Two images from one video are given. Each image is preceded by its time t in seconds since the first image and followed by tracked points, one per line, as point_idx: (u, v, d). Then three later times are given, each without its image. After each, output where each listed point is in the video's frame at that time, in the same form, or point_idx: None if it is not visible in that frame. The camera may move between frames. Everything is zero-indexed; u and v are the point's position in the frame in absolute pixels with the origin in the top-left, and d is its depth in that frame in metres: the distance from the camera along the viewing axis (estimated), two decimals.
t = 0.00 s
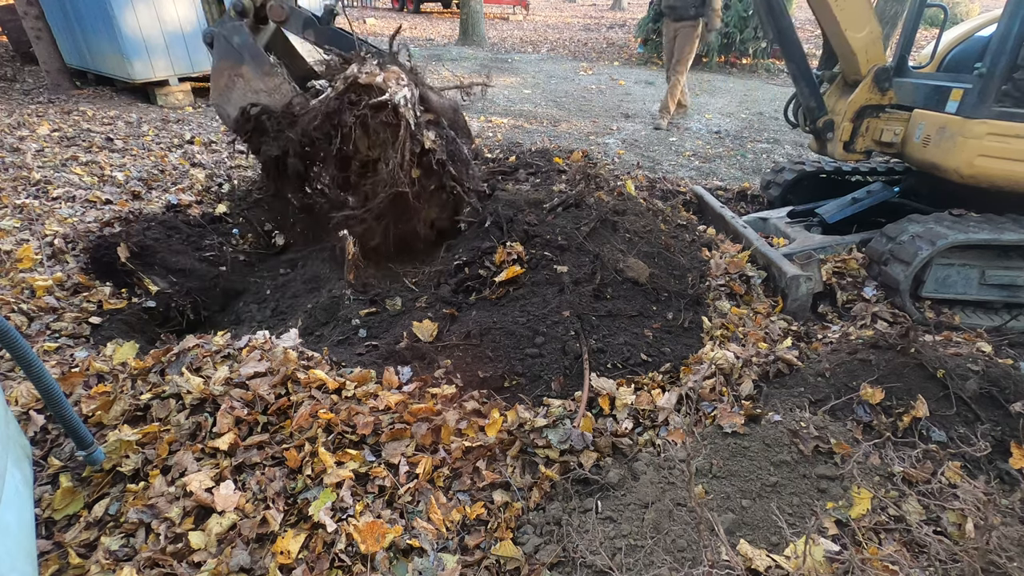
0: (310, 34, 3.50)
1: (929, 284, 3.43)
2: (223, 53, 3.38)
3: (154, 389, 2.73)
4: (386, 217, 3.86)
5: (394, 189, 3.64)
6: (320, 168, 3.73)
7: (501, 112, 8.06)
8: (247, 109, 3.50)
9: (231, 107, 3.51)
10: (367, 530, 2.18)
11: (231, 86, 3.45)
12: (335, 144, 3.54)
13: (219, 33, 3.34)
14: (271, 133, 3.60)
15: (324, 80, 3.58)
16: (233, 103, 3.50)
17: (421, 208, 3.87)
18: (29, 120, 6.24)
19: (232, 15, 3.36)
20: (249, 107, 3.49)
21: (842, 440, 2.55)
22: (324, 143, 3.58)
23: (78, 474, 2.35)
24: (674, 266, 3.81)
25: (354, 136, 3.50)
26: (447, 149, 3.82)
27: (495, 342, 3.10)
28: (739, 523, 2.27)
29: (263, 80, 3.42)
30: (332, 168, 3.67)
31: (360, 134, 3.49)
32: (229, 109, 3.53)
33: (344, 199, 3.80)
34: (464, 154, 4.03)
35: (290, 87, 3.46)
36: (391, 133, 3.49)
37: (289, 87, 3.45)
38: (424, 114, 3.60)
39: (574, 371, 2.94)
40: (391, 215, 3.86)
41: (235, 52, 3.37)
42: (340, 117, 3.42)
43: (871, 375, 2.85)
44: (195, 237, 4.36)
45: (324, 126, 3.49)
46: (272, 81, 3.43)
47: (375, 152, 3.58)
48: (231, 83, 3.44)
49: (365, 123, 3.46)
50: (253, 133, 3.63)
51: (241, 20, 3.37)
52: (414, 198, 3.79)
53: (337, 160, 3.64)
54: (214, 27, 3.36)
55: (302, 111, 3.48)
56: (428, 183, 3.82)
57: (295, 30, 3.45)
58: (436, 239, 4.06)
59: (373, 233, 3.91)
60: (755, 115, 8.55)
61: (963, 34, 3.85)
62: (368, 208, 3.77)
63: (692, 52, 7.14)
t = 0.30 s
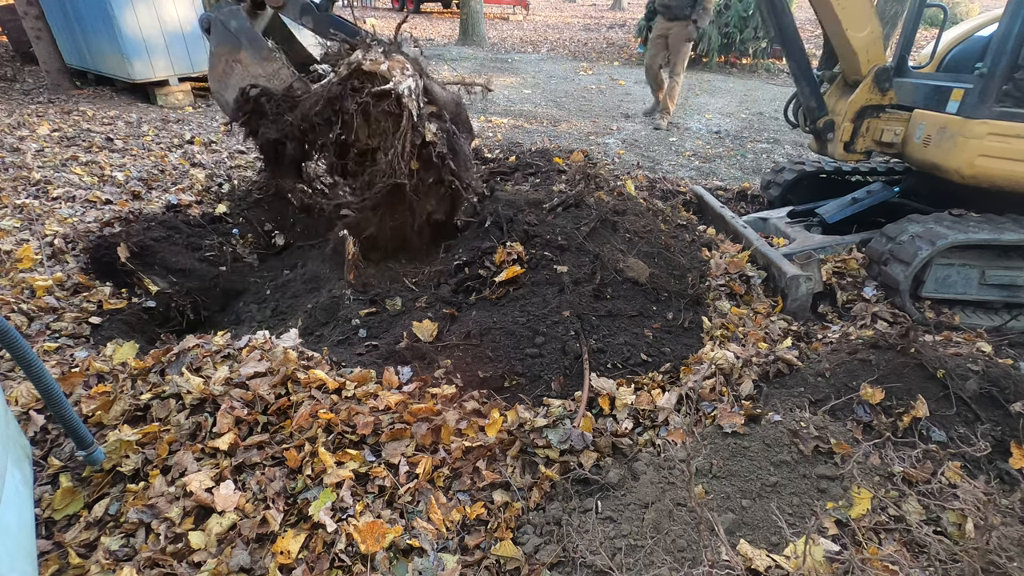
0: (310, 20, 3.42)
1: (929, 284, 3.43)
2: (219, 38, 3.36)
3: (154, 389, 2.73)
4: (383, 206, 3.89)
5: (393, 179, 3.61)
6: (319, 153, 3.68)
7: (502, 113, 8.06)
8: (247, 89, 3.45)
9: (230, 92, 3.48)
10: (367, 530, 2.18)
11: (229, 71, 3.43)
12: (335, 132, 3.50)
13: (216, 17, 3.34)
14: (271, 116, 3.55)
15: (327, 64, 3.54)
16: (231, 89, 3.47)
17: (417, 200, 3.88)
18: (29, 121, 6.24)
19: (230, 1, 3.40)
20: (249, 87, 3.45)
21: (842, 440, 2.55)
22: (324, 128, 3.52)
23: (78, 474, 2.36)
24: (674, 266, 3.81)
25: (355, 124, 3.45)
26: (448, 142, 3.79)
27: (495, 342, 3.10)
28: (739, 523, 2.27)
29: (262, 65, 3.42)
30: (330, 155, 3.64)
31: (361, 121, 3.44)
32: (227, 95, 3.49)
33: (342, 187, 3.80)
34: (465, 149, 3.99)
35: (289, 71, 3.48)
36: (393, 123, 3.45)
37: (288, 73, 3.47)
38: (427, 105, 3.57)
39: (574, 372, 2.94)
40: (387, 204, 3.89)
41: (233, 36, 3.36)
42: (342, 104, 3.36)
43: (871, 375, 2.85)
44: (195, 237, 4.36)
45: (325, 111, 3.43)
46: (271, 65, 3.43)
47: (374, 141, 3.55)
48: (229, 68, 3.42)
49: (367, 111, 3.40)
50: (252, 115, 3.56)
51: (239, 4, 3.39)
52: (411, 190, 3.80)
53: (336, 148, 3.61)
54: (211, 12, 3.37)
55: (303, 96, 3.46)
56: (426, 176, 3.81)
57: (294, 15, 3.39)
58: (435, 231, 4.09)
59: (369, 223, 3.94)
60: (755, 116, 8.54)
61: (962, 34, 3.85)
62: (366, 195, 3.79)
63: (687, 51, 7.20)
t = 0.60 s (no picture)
0: None
1: (929, 285, 3.43)
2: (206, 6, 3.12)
3: (154, 389, 2.73)
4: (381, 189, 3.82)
5: (392, 166, 3.47)
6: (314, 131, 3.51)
7: (501, 113, 8.06)
8: (237, 63, 3.24)
9: (219, 67, 3.25)
10: (367, 530, 2.18)
11: (218, 44, 3.20)
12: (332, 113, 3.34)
13: None
14: (263, 93, 3.35)
15: (323, 41, 3.37)
16: (220, 64, 3.24)
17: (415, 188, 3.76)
18: (29, 120, 6.24)
19: None
20: (240, 61, 3.23)
21: (842, 440, 2.55)
22: (320, 109, 3.35)
23: (78, 474, 2.36)
24: (674, 266, 3.81)
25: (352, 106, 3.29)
26: (447, 129, 3.65)
27: (495, 342, 3.10)
28: (739, 523, 2.27)
29: (252, 39, 3.20)
30: (326, 135, 3.49)
31: (359, 104, 3.29)
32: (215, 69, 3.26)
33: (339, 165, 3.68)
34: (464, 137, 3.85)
35: (280, 46, 3.26)
36: (392, 107, 3.29)
37: (280, 46, 3.26)
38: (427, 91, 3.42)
39: (574, 371, 2.94)
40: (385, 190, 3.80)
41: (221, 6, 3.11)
42: (341, 84, 3.21)
43: (871, 375, 2.85)
44: (195, 237, 4.36)
45: (323, 92, 3.25)
46: (262, 40, 3.21)
47: (372, 124, 3.39)
48: (218, 40, 3.18)
49: (366, 93, 3.25)
50: (242, 90, 3.35)
51: None
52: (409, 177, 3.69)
53: (332, 129, 3.44)
54: None
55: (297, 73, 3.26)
56: (424, 164, 3.68)
57: None
58: (427, 229, 3.99)
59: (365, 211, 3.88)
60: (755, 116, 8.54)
61: (963, 33, 3.85)
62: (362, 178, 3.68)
63: (683, 52, 7.17)
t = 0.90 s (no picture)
0: None
1: (929, 285, 3.43)
2: None
3: (154, 389, 2.73)
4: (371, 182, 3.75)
5: (379, 154, 3.42)
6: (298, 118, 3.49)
7: (501, 113, 8.06)
8: (213, 51, 3.20)
9: (192, 39, 3.14)
10: (367, 530, 2.17)
11: (191, 13, 3.07)
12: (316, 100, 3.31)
13: None
14: (242, 82, 3.34)
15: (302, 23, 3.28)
16: (193, 35, 3.13)
17: (405, 177, 3.71)
18: (29, 121, 6.24)
19: None
20: (215, 48, 3.19)
21: (842, 440, 2.55)
22: (304, 97, 3.32)
23: (78, 474, 2.36)
24: (675, 266, 3.81)
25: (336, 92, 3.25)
26: (437, 114, 3.57)
27: (495, 342, 3.10)
28: (739, 523, 2.27)
29: (229, 9, 3.13)
30: (312, 123, 3.45)
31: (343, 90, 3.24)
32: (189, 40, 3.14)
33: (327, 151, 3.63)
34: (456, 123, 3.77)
35: (258, 18, 3.20)
36: (376, 93, 3.25)
37: (258, 18, 3.20)
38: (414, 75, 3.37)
39: (574, 371, 2.94)
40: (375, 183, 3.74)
41: None
42: (325, 69, 3.17)
43: (871, 375, 2.85)
44: (195, 237, 4.35)
45: (306, 80, 3.23)
46: (239, 12, 3.15)
47: (356, 111, 3.35)
48: (192, 8, 3.06)
49: (349, 79, 3.21)
50: (218, 79, 3.34)
51: None
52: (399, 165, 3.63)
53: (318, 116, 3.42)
54: None
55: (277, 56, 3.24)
56: (413, 151, 3.64)
57: None
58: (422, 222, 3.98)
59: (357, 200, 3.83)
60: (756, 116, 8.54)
61: (962, 33, 3.86)
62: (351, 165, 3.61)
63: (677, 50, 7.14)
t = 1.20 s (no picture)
0: None
1: (929, 285, 3.43)
2: None
3: (154, 389, 2.73)
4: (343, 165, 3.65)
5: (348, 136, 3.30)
6: (270, 90, 3.24)
7: (501, 113, 8.06)
8: (187, 16, 2.81)
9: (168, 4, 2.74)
10: (367, 530, 2.17)
11: None
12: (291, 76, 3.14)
13: None
14: (214, 51, 3.01)
15: None
16: None
17: (374, 161, 3.62)
18: (29, 121, 6.24)
19: None
20: (190, 14, 2.81)
21: (842, 440, 2.55)
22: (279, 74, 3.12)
23: (78, 474, 2.36)
24: (675, 265, 3.81)
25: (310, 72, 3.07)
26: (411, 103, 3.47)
27: (495, 342, 3.10)
28: (739, 523, 2.27)
29: None
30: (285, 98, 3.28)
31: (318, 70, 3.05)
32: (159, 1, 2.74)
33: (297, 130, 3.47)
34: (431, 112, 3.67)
35: None
36: (351, 75, 3.06)
37: None
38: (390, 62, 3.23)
39: (574, 371, 2.94)
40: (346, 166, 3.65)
41: None
42: (300, 47, 2.97)
43: (871, 375, 2.85)
44: (196, 237, 4.35)
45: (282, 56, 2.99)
46: None
47: (329, 91, 3.15)
48: None
49: (325, 59, 3.01)
50: (191, 45, 2.99)
51: None
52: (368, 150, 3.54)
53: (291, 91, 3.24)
54: None
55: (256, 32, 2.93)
56: (384, 139, 3.53)
57: None
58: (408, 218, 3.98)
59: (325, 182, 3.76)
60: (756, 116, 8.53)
61: (962, 33, 3.85)
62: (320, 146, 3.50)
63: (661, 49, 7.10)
